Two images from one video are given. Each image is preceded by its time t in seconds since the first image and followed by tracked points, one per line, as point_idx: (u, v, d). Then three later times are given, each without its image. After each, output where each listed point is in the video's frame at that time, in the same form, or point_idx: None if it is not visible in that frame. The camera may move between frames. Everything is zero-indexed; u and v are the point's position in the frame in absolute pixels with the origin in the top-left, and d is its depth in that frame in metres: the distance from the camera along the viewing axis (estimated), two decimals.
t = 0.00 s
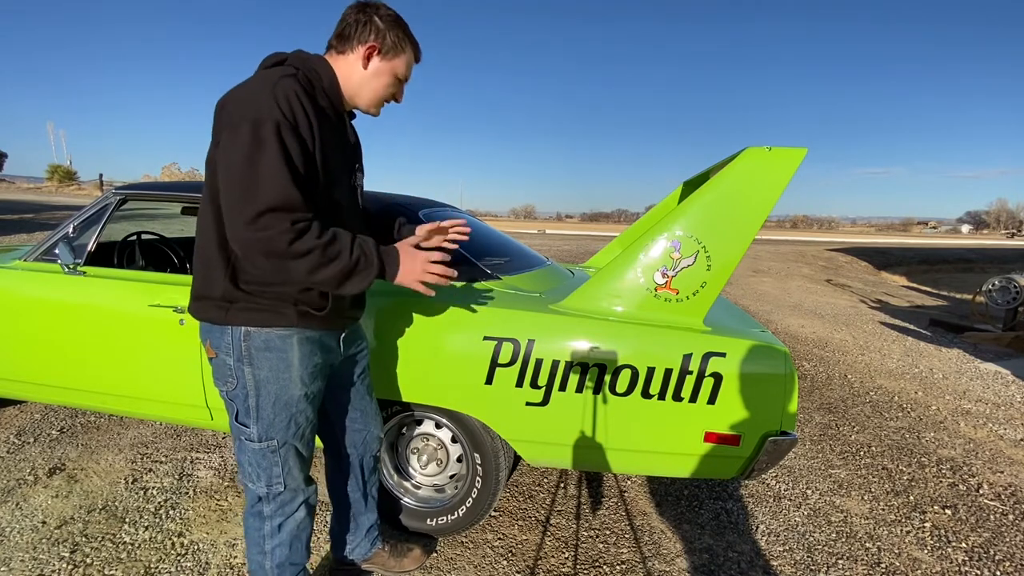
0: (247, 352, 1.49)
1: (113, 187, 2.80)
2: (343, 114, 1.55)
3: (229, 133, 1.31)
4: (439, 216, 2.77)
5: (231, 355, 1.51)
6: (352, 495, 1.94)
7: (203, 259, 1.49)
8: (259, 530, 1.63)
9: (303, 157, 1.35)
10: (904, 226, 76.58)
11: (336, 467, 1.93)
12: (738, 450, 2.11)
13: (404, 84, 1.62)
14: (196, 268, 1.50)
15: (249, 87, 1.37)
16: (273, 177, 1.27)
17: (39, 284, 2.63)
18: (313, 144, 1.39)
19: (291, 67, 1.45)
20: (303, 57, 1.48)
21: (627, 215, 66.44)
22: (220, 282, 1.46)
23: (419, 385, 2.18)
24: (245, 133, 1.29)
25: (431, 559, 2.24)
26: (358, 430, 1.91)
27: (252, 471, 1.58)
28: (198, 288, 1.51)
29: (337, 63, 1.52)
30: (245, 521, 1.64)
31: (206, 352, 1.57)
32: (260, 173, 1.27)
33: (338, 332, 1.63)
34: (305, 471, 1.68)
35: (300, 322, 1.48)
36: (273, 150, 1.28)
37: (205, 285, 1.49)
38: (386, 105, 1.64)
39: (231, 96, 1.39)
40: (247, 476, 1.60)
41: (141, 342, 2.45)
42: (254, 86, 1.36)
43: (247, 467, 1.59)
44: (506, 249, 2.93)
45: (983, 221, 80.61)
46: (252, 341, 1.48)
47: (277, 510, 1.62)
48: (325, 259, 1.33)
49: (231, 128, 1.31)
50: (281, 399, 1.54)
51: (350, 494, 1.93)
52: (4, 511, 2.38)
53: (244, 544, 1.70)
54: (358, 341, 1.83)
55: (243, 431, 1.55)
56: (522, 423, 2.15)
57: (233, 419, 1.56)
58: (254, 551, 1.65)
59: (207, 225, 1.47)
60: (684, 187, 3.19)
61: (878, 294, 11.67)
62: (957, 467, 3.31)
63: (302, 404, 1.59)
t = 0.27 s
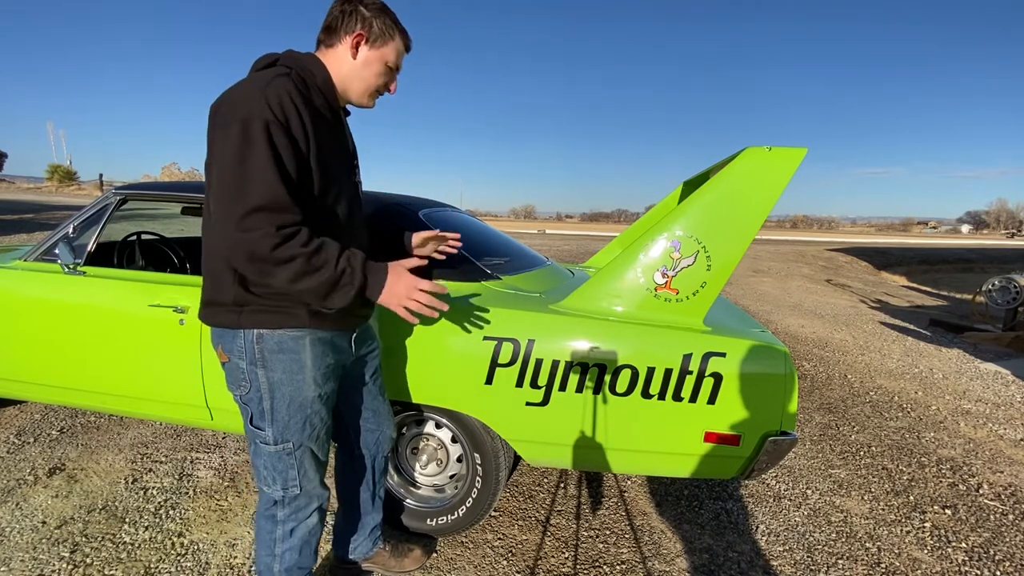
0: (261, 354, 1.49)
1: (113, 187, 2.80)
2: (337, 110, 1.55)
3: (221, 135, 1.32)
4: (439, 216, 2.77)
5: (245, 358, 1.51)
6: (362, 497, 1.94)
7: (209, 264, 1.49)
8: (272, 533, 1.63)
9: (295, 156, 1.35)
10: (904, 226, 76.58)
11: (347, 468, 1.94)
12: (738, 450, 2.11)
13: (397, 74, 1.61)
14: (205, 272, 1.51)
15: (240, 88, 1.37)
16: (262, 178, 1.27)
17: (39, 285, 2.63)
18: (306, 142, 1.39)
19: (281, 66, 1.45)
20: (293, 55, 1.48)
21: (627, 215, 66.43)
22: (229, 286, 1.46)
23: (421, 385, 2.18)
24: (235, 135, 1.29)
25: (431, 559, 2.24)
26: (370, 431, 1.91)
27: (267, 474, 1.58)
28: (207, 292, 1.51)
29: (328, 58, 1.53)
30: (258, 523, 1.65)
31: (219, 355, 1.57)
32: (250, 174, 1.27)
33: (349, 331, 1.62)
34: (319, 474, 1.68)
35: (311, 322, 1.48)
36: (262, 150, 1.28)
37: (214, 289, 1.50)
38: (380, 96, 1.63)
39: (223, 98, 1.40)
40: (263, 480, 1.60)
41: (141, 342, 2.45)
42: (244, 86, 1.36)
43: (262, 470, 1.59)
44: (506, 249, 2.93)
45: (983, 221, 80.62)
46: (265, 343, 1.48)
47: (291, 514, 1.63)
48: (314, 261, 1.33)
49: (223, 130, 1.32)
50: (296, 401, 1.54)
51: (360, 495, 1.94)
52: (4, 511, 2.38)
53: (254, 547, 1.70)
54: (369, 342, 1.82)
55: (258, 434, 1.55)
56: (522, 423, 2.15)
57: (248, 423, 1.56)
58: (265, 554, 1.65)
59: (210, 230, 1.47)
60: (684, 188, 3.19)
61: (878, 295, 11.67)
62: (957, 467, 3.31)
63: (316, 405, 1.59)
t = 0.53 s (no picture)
0: (265, 355, 1.49)
1: (113, 187, 2.80)
2: (337, 108, 1.55)
3: (243, 138, 1.32)
4: (439, 216, 2.77)
5: (249, 359, 1.51)
6: (365, 497, 1.94)
7: (215, 265, 1.48)
8: (275, 534, 1.63)
9: (316, 156, 1.36)
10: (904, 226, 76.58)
11: (349, 468, 1.94)
12: (738, 450, 2.11)
13: (391, 71, 1.62)
14: (212, 276, 1.50)
15: (248, 89, 1.37)
16: (298, 179, 1.29)
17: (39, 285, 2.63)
18: (321, 142, 1.40)
19: (281, 64, 1.44)
20: (289, 54, 1.48)
21: (627, 215, 66.41)
22: (238, 288, 1.46)
23: (421, 385, 2.18)
24: (257, 133, 1.30)
25: (431, 559, 2.24)
26: (373, 431, 1.91)
27: (271, 474, 1.59)
28: (214, 295, 1.50)
29: (322, 56, 1.53)
30: (260, 523, 1.64)
31: (222, 356, 1.57)
32: (284, 176, 1.29)
33: (352, 331, 1.62)
34: (322, 474, 1.68)
35: (316, 323, 1.48)
36: (291, 151, 1.29)
37: (221, 291, 1.49)
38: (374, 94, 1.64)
39: (230, 100, 1.39)
40: (266, 480, 1.60)
41: (141, 342, 2.45)
42: (254, 88, 1.36)
43: (266, 470, 1.59)
44: (506, 249, 2.93)
45: (983, 221, 80.62)
46: (269, 343, 1.48)
47: (295, 515, 1.63)
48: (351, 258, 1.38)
49: (243, 134, 1.32)
50: (300, 401, 1.54)
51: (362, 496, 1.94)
52: (4, 511, 2.38)
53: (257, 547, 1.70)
54: (371, 342, 1.82)
55: (262, 434, 1.55)
56: (522, 423, 2.15)
57: (252, 423, 1.56)
58: (267, 554, 1.65)
59: (216, 231, 1.46)
60: (684, 188, 3.19)
61: (878, 295, 11.67)
62: (957, 468, 3.31)
63: (320, 405, 1.59)
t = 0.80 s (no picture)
0: (261, 354, 1.49)
1: (113, 187, 2.80)
2: (337, 108, 1.55)
3: (236, 137, 1.32)
4: (439, 216, 2.77)
5: (244, 358, 1.51)
6: (362, 497, 1.94)
7: (212, 265, 1.49)
8: (272, 533, 1.64)
9: (310, 156, 1.36)
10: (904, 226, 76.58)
11: (346, 468, 1.94)
12: (738, 450, 2.11)
13: (392, 68, 1.61)
14: (209, 275, 1.51)
15: (245, 88, 1.37)
16: (289, 179, 1.28)
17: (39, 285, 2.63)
18: (316, 142, 1.40)
19: (279, 64, 1.44)
20: (288, 53, 1.48)
21: (627, 215, 66.41)
22: (234, 288, 1.46)
23: (421, 385, 2.18)
24: (250, 133, 1.30)
25: (431, 559, 2.24)
26: (370, 430, 1.91)
27: (267, 474, 1.59)
28: (211, 294, 1.51)
29: (324, 55, 1.53)
30: (257, 523, 1.65)
31: (219, 355, 1.57)
32: (274, 176, 1.28)
33: (350, 331, 1.62)
34: (319, 474, 1.68)
35: (312, 323, 1.48)
36: (283, 151, 1.29)
37: (218, 291, 1.49)
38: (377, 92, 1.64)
39: (227, 99, 1.39)
40: (263, 480, 1.60)
41: (140, 343, 2.45)
42: (250, 87, 1.36)
43: (262, 469, 1.59)
44: (506, 249, 2.92)
45: (983, 221, 80.63)
46: (265, 342, 1.48)
47: (291, 514, 1.63)
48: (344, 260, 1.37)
49: (237, 133, 1.32)
50: (296, 401, 1.54)
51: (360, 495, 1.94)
52: (4, 511, 2.38)
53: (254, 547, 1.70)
54: (369, 342, 1.82)
55: (258, 434, 1.56)
56: (522, 423, 2.15)
57: (248, 423, 1.57)
58: (265, 554, 1.65)
59: (213, 231, 1.47)
60: (684, 188, 3.19)
61: (878, 295, 11.67)
62: (957, 468, 3.31)
63: (316, 405, 1.59)
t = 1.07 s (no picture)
0: (260, 353, 1.49)
1: (113, 187, 2.80)
2: (336, 107, 1.55)
3: (234, 136, 1.32)
4: (439, 216, 2.77)
5: (243, 357, 1.51)
6: (359, 496, 1.94)
7: (212, 264, 1.49)
8: (268, 531, 1.64)
9: (308, 156, 1.36)
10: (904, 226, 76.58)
11: (343, 467, 1.94)
12: (738, 450, 2.11)
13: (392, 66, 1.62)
14: (209, 274, 1.51)
15: (244, 87, 1.37)
16: (286, 179, 1.28)
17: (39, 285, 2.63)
18: (315, 141, 1.40)
19: (278, 62, 1.44)
20: (288, 51, 1.48)
21: (627, 215, 66.41)
22: (233, 287, 1.46)
23: (420, 385, 2.18)
24: (248, 132, 1.30)
25: (431, 559, 2.24)
26: (368, 430, 1.91)
27: (263, 472, 1.59)
28: (210, 293, 1.51)
29: (324, 53, 1.53)
30: (254, 521, 1.65)
31: (217, 353, 1.57)
32: (272, 175, 1.28)
33: (348, 331, 1.62)
34: (315, 472, 1.68)
35: (311, 323, 1.47)
36: (281, 150, 1.29)
37: (217, 290, 1.49)
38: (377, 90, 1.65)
39: (225, 98, 1.39)
40: (258, 478, 1.60)
41: (140, 343, 2.45)
42: (248, 86, 1.36)
43: (258, 467, 1.59)
44: (506, 249, 2.92)
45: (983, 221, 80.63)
46: (263, 342, 1.48)
47: (287, 511, 1.62)
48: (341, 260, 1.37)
49: (235, 132, 1.32)
50: (293, 401, 1.54)
51: (357, 494, 1.94)
52: (4, 511, 2.38)
53: (251, 546, 1.70)
54: (367, 342, 1.82)
55: (255, 432, 1.56)
56: (522, 423, 2.15)
57: (245, 421, 1.57)
58: (262, 552, 1.65)
59: (212, 230, 1.47)
60: (684, 188, 3.19)
61: (878, 295, 11.67)
62: (957, 468, 3.31)
63: (314, 405, 1.59)
